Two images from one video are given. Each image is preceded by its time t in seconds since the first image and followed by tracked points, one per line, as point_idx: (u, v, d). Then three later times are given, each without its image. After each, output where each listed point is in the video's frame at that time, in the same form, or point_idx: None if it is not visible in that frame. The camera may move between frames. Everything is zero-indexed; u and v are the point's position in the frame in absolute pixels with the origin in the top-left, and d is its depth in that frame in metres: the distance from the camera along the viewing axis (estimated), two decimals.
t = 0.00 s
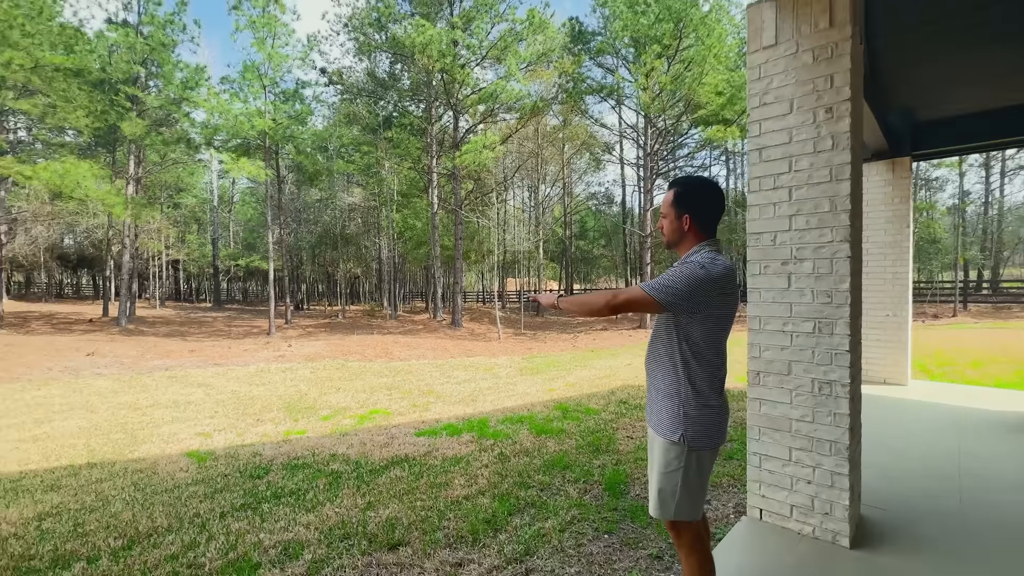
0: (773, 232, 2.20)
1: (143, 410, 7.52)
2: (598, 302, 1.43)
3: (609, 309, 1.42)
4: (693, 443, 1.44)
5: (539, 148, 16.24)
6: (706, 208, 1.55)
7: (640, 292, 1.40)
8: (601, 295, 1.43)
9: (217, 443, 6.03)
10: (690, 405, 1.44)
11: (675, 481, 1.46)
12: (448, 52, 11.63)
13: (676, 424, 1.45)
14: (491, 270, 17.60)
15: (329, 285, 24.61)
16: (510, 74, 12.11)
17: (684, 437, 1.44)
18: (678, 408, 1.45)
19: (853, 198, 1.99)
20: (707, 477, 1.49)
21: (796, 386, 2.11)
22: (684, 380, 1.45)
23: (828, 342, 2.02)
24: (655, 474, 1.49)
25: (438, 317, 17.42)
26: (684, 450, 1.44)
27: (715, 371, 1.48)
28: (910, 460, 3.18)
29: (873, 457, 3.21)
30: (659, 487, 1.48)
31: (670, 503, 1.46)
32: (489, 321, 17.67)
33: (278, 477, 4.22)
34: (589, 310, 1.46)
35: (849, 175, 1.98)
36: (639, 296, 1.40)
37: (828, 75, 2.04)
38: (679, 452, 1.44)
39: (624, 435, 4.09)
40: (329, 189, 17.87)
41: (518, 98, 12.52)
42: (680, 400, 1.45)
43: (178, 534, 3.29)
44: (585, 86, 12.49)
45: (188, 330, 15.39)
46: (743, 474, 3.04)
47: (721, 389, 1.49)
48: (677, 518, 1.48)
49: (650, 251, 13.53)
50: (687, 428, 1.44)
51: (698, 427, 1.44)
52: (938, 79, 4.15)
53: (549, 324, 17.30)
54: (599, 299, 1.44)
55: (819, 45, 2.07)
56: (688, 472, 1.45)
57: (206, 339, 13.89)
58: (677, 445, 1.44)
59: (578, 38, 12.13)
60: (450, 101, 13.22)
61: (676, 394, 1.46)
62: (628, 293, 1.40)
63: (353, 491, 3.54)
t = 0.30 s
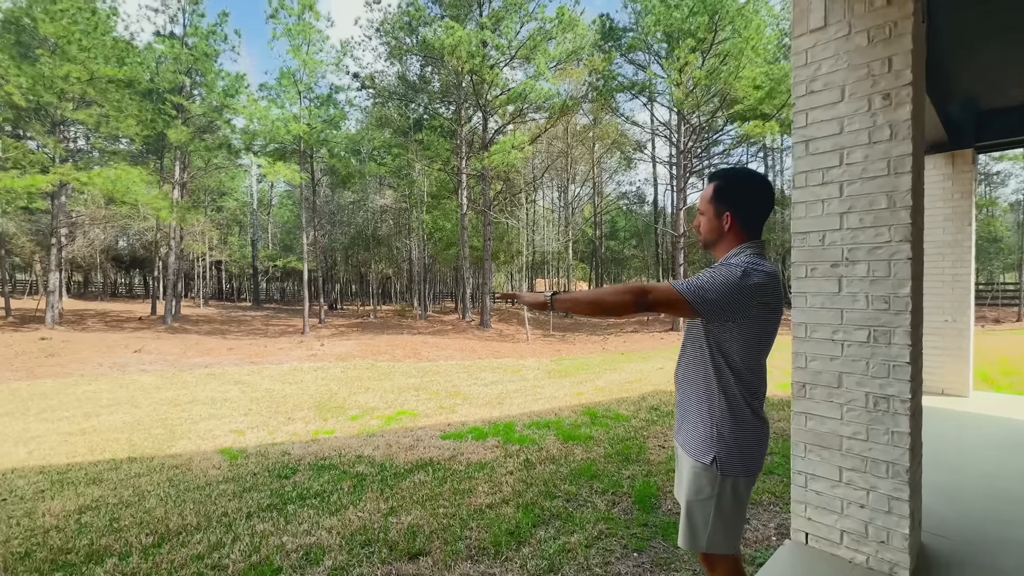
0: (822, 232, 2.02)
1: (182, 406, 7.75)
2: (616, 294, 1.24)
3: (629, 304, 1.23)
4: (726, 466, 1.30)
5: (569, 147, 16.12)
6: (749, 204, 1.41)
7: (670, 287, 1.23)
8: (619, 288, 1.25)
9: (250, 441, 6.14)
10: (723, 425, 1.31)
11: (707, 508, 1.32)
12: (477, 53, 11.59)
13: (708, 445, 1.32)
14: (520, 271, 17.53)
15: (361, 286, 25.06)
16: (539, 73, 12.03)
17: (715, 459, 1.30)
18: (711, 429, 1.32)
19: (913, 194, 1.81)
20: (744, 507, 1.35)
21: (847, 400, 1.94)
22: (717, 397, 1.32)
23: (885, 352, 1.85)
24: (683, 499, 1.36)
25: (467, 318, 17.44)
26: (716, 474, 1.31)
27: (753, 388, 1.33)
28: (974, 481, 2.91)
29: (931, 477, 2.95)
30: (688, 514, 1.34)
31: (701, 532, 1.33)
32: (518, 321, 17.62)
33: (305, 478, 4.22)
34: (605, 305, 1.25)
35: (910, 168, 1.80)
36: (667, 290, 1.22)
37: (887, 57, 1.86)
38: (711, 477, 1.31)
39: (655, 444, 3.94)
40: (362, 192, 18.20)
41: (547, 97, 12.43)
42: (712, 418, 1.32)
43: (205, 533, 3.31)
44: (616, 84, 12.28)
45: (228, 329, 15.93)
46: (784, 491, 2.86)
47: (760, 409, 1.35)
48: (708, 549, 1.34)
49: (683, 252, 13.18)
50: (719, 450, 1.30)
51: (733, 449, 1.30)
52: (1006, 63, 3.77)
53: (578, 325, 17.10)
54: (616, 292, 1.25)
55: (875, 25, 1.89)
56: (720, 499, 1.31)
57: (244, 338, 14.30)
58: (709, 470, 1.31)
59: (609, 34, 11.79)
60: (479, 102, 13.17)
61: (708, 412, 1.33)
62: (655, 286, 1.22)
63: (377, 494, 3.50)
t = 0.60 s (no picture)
0: (867, 232, 1.87)
1: (213, 404, 7.92)
2: (682, 355, 1.01)
3: (700, 364, 1.00)
4: (762, 492, 1.18)
5: (594, 146, 15.96)
6: (775, 200, 1.28)
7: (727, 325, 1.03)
8: (681, 345, 1.01)
9: (276, 440, 6.21)
10: (757, 447, 1.19)
11: (742, 540, 1.20)
12: (501, 53, 11.54)
13: (740, 469, 1.20)
14: (544, 272, 17.41)
15: (388, 286, 25.38)
16: (564, 72, 11.93)
17: (750, 485, 1.18)
18: (743, 452, 1.20)
19: (974, 190, 1.64)
20: (782, 536, 1.23)
21: (896, 415, 1.80)
22: (750, 417, 1.19)
23: (940, 365, 1.69)
24: (716, 530, 1.24)
25: (491, 319, 17.42)
26: (750, 501, 1.19)
27: (788, 405, 1.21)
28: None
29: (992, 500, 2.71)
30: (723, 547, 1.22)
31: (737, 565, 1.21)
32: (542, 322, 17.52)
33: (326, 480, 4.22)
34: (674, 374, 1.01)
35: (970, 161, 1.63)
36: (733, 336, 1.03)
37: (945, 39, 1.69)
38: (745, 504, 1.19)
39: (682, 453, 3.79)
40: (389, 193, 18.43)
41: (572, 96, 12.29)
42: (745, 440, 1.20)
43: (226, 534, 3.31)
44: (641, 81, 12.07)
45: (260, 328, 16.37)
46: (823, 508, 2.69)
47: (795, 426, 1.23)
48: None
49: (712, 252, 12.85)
50: (753, 473, 1.18)
51: (769, 473, 1.18)
52: None
53: (603, 327, 16.87)
54: (679, 351, 1.01)
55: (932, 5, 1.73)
56: (756, 528, 1.19)
57: (274, 337, 14.59)
58: (742, 497, 1.19)
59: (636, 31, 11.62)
60: (503, 103, 13.11)
61: (740, 433, 1.21)
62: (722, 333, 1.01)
63: (396, 499, 3.45)
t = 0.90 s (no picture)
0: (903, 231, 1.75)
1: (237, 401, 8.06)
2: (773, 447, 0.87)
3: (789, 434, 0.87)
4: (788, 513, 1.09)
5: (616, 145, 15.79)
6: (785, 196, 1.18)
7: (777, 372, 0.91)
8: (762, 438, 0.88)
9: (295, 438, 6.26)
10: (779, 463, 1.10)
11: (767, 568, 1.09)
12: (521, 52, 11.51)
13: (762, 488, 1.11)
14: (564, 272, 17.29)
15: (409, 287, 25.58)
16: (585, 70, 11.84)
17: (774, 504, 1.10)
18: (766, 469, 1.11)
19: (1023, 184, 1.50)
20: (809, 562, 1.13)
21: (932, 427, 1.69)
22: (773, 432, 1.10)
23: (983, 374, 1.57)
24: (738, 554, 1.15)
25: (511, 319, 17.39)
26: (774, 523, 1.09)
27: (811, 417, 1.12)
28: None
29: None
30: None
31: None
32: (562, 323, 17.40)
33: (341, 480, 4.21)
34: (780, 475, 0.88)
35: (1018, 152, 1.50)
36: (793, 382, 0.90)
37: (989, 22, 1.57)
38: (767, 525, 1.10)
39: (703, 460, 3.67)
40: (410, 194, 18.59)
41: (593, 94, 12.16)
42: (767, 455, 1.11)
43: (242, 532, 3.33)
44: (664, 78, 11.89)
45: (284, 327, 16.68)
46: (852, 522, 2.56)
47: (821, 441, 1.14)
48: None
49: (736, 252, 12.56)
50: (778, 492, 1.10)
51: (794, 492, 1.10)
52: None
53: (624, 328, 16.66)
54: (766, 450, 0.88)
55: None
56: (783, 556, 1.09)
57: (298, 336, 14.82)
58: (766, 518, 1.10)
59: (657, 27, 11.24)
60: (523, 102, 13.12)
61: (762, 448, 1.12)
62: (789, 393, 0.89)
63: (409, 500, 3.42)
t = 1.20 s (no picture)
0: (926, 227, 1.66)
1: (256, 399, 8.18)
2: (826, 487, 0.88)
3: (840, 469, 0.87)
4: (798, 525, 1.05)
5: (633, 143, 15.63)
6: (794, 189, 1.06)
7: (818, 410, 0.89)
8: (813, 481, 0.88)
9: (311, 436, 6.31)
10: (788, 476, 1.05)
11: None
12: (537, 51, 11.47)
13: (770, 502, 1.07)
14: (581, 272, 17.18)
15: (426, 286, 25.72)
16: (601, 68, 11.74)
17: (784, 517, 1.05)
18: (773, 481, 1.06)
19: None
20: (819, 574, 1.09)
21: (958, 436, 1.60)
22: (782, 443, 1.04)
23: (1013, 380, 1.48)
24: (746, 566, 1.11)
25: (527, 319, 17.35)
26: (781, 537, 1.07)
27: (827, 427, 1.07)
28: None
29: None
30: None
31: None
32: (579, 323, 17.30)
33: (353, 478, 4.22)
34: (836, 509, 0.89)
35: None
36: (835, 418, 0.88)
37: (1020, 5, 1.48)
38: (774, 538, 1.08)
39: (718, 465, 3.59)
40: (427, 194, 18.69)
41: (609, 92, 12.04)
42: (776, 467, 1.06)
43: (254, 529, 3.35)
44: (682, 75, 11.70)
45: (303, 326, 16.92)
46: (874, 533, 2.46)
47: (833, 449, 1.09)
48: None
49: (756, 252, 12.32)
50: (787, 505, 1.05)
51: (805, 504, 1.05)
52: None
53: (642, 328, 16.48)
54: (818, 492, 0.89)
55: None
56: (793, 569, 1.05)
57: (317, 335, 14.99)
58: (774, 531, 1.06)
59: (675, 23, 11.00)
60: (539, 102, 13.10)
61: (770, 459, 1.07)
62: (834, 432, 0.87)
63: (419, 500, 3.41)
